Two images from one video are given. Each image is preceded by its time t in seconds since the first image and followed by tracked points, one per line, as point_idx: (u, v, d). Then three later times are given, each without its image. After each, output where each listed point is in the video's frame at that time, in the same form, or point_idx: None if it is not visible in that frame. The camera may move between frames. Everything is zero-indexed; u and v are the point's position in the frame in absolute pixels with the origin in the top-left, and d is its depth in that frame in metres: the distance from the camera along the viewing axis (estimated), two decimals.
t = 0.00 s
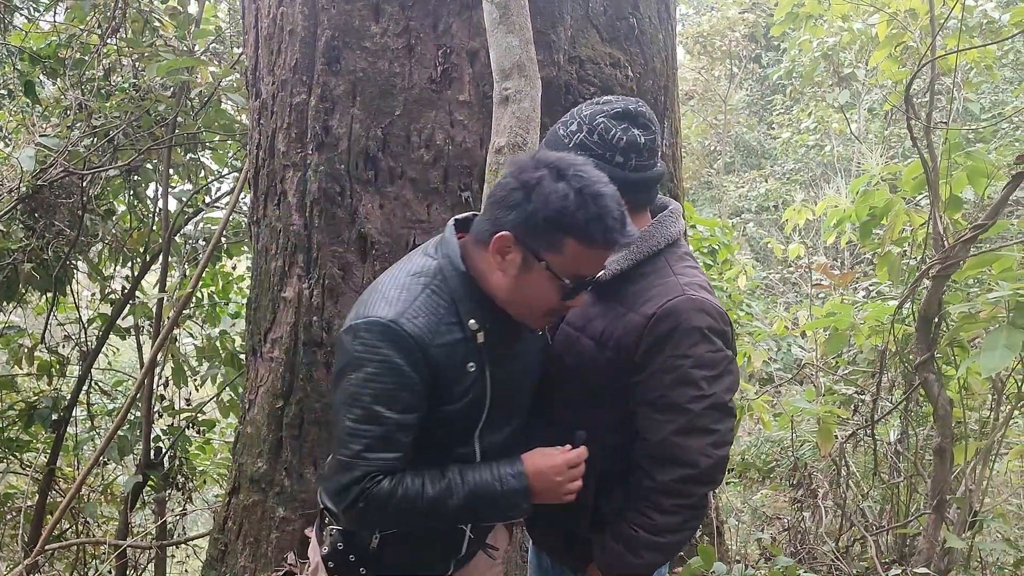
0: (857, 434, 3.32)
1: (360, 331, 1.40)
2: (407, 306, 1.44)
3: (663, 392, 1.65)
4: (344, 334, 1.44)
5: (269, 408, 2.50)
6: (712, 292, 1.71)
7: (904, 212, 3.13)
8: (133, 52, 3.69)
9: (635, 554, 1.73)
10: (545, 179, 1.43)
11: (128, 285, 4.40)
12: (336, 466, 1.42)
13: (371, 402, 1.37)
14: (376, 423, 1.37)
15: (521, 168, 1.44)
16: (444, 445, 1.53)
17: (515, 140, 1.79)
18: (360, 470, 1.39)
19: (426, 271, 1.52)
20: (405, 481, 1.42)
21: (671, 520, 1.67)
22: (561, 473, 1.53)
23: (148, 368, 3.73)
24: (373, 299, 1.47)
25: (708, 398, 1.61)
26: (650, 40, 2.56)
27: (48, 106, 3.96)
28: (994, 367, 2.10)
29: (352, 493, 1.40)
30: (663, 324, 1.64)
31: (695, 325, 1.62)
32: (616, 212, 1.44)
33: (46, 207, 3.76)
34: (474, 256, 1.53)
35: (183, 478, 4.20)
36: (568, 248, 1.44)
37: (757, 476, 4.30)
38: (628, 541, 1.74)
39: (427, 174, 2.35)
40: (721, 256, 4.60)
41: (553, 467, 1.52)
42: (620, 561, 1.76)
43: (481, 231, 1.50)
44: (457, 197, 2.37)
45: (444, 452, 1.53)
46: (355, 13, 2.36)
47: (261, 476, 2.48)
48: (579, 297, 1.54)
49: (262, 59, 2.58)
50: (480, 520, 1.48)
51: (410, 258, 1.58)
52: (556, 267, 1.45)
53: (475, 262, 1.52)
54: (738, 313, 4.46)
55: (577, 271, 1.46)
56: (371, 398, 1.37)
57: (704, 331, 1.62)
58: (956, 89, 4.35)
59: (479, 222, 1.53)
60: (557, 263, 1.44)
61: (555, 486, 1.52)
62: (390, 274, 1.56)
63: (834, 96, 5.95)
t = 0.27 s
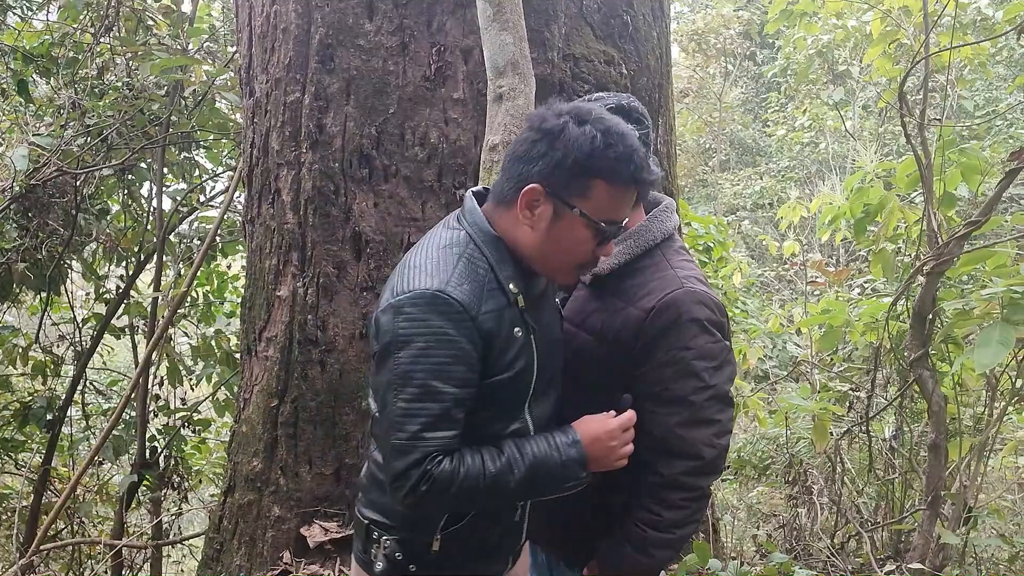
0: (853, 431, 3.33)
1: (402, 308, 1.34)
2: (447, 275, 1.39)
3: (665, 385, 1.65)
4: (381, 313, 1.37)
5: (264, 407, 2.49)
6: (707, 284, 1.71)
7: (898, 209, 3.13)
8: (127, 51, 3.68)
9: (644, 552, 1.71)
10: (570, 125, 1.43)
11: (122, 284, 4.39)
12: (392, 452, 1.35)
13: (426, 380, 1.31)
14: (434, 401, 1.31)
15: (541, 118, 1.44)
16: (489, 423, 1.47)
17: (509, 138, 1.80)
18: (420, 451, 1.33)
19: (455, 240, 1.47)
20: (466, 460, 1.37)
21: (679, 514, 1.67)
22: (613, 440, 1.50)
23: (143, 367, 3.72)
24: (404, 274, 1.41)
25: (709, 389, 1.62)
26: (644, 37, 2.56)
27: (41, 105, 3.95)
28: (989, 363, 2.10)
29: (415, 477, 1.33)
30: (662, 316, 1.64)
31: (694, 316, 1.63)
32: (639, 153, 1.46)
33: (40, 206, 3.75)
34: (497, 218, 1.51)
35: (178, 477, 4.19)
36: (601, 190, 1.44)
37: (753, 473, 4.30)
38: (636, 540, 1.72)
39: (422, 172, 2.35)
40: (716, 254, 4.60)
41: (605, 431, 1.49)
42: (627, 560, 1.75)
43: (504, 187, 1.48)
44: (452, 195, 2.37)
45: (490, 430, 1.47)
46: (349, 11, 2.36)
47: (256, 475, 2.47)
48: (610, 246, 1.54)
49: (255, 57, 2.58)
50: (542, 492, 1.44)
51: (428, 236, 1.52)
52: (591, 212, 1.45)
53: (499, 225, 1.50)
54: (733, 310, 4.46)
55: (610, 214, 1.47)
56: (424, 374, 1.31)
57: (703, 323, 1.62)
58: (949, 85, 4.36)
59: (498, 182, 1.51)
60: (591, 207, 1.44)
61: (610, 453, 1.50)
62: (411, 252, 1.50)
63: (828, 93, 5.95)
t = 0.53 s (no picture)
0: (848, 428, 3.34)
1: (419, 319, 1.32)
2: (459, 276, 1.37)
3: (665, 380, 1.66)
4: (397, 329, 1.34)
5: (259, 406, 2.49)
6: (702, 278, 1.71)
7: (893, 205, 3.14)
8: (120, 50, 3.67)
9: (658, 549, 1.69)
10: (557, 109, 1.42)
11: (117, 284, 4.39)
12: (432, 469, 1.31)
13: (455, 387, 1.28)
14: (466, 408, 1.28)
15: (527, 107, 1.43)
16: (520, 424, 1.43)
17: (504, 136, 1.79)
18: (461, 460, 1.29)
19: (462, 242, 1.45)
20: (508, 464, 1.33)
21: (689, 508, 1.66)
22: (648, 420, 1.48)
23: (138, 366, 3.71)
24: (414, 286, 1.38)
25: (708, 381, 1.62)
26: (639, 35, 2.55)
27: (35, 105, 3.94)
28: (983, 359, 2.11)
29: (461, 490, 1.29)
30: (659, 312, 1.65)
31: (688, 309, 1.63)
32: (628, 130, 1.45)
33: (34, 206, 3.74)
34: (494, 213, 1.50)
35: (175, 477, 4.19)
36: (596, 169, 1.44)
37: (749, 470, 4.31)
38: (648, 537, 1.70)
39: (417, 171, 2.35)
40: (711, 251, 4.61)
41: (635, 414, 1.46)
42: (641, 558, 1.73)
43: (496, 180, 1.47)
44: (447, 193, 2.36)
45: (522, 432, 1.43)
46: (343, 9, 2.36)
47: (252, 475, 2.47)
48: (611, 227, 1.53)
49: (250, 56, 2.57)
50: (586, 486, 1.40)
51: (431, 244, 1.50)
52: (590, 193, 1.44)
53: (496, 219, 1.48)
54: (728, 307, 4.47)
55: (608, 193, 1.46)
56: (451, 381, 1.28)
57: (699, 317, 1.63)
58: (944, 82, 4.37)
59: (490, 177, 1.49)
60: (589, 187, 1.44)
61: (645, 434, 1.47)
62: (415, 262, 1.48)
63: (823, 91, 5.96)
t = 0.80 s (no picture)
0: (843, 425, 3.34)
1: (487, 348, 1.17)
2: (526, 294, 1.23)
3: (658, 373, 1.58)
4: (461, 362, 1.19)
5: (254, 406, 2.49)
6: (686, 271, 1.69)
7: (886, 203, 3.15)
8: (113, 49, 3.67)
9: (670, 545, 1.54)
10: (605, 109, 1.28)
11: (111, 284, 4.38)
12: (515, 510, 1.16)
13: (536, 419, 1.15)
14: (550, 438, 1.15)
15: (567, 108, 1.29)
16: (588, 449, 1.28)
17: (497, 134, 1.79)
18: (550, 498, 1.15)
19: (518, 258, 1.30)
20: (594, 491, 1.20)
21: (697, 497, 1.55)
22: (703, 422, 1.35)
23: (133, 366, 3.70)
24: (472, 310, 1.24)
25: (704, 371, 1.59)
26: (633, 33, 2.55)
27: (27, 105, 3.93)
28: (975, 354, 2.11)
29: (555, 529, 1.15)
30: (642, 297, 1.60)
31: (670, 296, 1.59)
32: (676, 127, 1.33)
33: (26, 206, 3.73)
34: (538, 224, 1.35)
35: (169, 478, 4.18)
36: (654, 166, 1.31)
37: (744, 468, 4.32)
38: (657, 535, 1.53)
39: (411, 169, 2.34)
40: (706, 249, 4.62)
41: (702, 426, 1.32)
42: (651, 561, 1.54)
43: (539, 189, 1.31)
44: (441, 192, 2.35)
45: (594, 458, 1.29)
46: (336, 8, 2.35)
47: (247, 475, 2.47)
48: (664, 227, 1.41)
49: (242, 55, 2.57)
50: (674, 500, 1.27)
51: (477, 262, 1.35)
52: (651, 195, 1.31)
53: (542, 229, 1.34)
54: (723, 305, 4.48)
55: (665, 194, 1.34)
56: (532, 413, 1.14)
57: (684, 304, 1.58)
58: (937, 80, 4.38)
59: (530, 189, 1.33)
60: (649, 189, 1.30)
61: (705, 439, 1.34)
62: (462, 285, 1.33)
63: (816, 89, 5.98)
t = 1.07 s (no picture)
0: (836, 423, 3.35)
1: (643, 402, 0.98)
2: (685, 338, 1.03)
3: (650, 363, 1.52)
4: (608, 413, 1.00)
5: (246, 406, 2.48)
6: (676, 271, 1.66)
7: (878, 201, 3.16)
8: (104, 49, 3.65)
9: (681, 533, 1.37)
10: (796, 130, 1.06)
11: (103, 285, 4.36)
12: None
13: (696, 486, 0.98)
14: (706, 505, 1.00)
15: (753, 124, 1.05)
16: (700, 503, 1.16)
17: (489, 133, 1.79)
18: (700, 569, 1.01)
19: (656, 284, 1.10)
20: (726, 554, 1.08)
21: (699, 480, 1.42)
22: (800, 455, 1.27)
23: (125, 367, 3.69)
24: (614, 349, 1.03)
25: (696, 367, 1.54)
26: (625, 32, 2.55)
27: (18, 105, 3.92)
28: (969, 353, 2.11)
29: None
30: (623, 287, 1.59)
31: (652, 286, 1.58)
32: (847, 156, 1.14)
33: (17, 207, 3.72)
34: (687, 256, 1.11)
35: (163, 479, 4.16)
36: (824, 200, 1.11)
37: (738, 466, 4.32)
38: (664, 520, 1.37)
39: (403, 169, 2.34)
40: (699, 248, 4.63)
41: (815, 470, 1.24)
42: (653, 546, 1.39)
43: (705, 216, 1.07)
44: (433, 191, 2.35)
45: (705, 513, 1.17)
46: (328, 7, 2.35)
47: (240, 476, 2.46)
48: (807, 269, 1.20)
49: (233, 55, 2.56)
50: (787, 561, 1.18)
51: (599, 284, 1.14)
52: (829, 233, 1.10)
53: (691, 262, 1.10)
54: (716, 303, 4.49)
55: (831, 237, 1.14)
56: (692, 480, 0.98)
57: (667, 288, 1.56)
58: (929, 78, 4.39)
59: (692, 215, 1.08)
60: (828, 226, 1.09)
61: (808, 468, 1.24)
62: (585, 314, 1.11)
63: (809, 87, 5.99)
